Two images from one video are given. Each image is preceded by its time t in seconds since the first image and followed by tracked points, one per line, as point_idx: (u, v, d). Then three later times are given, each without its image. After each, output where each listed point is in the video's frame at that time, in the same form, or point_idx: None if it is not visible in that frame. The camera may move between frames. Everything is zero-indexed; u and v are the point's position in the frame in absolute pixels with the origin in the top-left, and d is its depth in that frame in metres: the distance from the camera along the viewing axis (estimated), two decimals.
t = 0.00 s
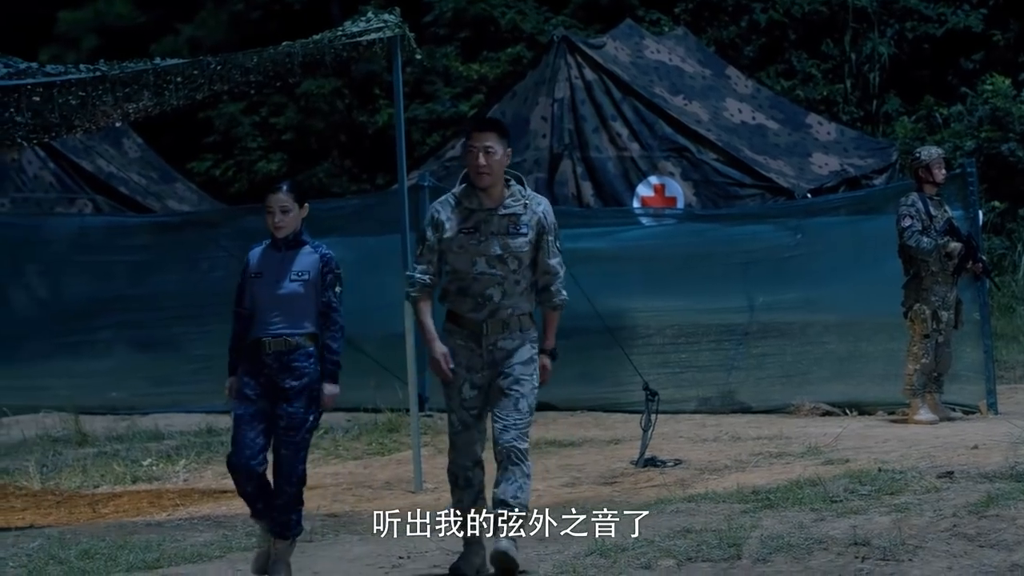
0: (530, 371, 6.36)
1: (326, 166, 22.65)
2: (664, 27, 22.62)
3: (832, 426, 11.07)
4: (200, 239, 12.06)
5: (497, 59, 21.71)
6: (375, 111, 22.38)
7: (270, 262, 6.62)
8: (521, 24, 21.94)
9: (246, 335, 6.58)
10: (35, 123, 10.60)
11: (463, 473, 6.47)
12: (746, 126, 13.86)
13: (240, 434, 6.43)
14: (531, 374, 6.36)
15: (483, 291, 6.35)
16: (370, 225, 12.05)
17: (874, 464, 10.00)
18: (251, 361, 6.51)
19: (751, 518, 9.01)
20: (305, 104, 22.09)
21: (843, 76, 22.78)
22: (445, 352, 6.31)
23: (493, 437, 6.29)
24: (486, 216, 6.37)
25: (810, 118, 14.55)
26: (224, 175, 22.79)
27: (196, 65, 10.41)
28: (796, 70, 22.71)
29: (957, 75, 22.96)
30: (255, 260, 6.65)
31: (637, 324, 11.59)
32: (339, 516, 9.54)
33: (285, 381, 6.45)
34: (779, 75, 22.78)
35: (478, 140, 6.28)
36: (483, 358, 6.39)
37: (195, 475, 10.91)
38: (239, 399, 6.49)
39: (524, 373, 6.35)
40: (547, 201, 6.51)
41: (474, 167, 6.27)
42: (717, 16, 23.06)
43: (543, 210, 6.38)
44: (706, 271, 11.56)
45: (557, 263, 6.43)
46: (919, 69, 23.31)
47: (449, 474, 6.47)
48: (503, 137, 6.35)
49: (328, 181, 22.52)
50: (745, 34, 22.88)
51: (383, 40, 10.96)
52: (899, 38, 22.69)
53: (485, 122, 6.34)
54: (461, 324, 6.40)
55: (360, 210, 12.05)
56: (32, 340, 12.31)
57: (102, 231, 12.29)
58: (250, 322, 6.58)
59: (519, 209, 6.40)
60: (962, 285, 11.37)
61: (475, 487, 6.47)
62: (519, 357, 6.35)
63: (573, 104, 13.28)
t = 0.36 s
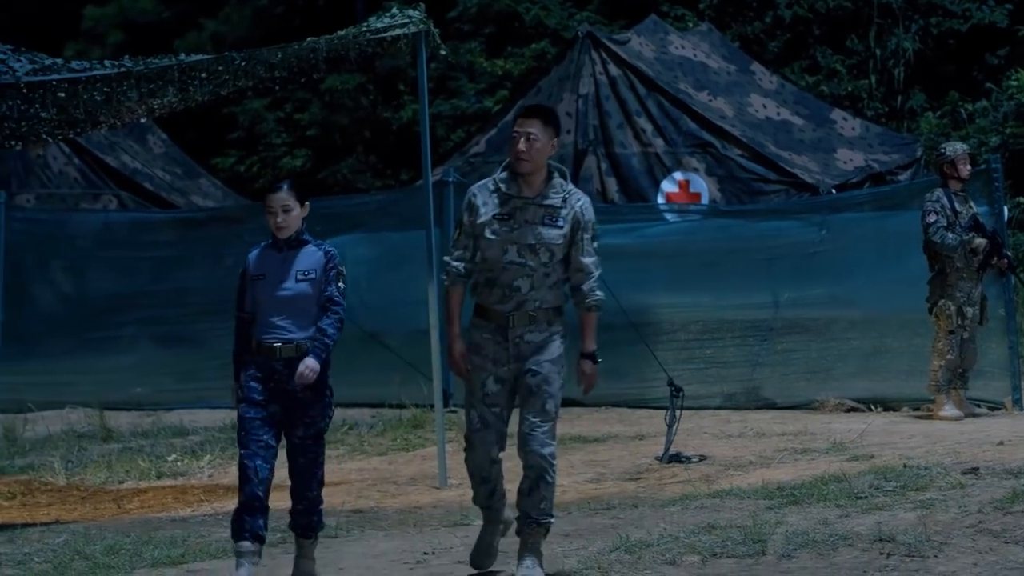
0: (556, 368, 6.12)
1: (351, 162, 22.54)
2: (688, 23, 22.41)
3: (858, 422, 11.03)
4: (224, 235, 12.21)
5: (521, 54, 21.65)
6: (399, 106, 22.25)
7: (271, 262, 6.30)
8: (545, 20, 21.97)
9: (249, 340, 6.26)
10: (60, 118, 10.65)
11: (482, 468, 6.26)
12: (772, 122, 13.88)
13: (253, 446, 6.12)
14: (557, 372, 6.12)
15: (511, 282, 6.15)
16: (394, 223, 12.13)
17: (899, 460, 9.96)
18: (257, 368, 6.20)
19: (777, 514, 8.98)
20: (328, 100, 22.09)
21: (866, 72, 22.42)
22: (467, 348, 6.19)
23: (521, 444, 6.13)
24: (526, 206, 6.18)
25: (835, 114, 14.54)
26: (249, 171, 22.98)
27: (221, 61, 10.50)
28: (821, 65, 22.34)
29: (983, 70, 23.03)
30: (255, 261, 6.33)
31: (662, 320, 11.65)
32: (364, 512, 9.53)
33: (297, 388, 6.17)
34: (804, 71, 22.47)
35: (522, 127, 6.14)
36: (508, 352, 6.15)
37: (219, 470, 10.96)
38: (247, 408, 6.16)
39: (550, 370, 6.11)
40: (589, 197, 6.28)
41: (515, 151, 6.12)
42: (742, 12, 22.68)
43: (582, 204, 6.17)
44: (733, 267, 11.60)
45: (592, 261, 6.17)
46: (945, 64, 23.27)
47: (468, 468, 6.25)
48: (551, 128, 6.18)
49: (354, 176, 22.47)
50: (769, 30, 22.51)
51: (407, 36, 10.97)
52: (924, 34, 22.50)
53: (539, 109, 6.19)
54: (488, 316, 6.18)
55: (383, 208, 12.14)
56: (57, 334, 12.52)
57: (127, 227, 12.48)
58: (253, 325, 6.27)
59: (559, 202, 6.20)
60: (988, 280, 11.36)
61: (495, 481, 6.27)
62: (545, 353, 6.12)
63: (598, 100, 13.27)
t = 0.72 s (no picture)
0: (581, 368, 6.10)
1: (379, 161, 22.36)
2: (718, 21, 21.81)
3: (886, 421, 11.05)
4: (249, 230, 12.50)
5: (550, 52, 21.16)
6: (428, 105, 22.06)
7: (273, 258, 6.44)
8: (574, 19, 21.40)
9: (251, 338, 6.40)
10: (89, 117, 10.69)
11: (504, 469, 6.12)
12: (801, 121, 13.89)
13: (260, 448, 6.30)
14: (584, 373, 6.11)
15: (535, 280, 6.08)
16: (423, 222, 12.28)
17: (927, 458, 9.94)
18: (260, 367, 6.34)
19: (805, 513, 8.98)
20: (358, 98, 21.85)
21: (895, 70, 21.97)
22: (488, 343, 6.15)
23: (552, 447, 6.16)
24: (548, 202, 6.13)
25: (864, 113, 14.52)
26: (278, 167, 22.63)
27: (250, 61, 10.53)
28: (850, 64, 21.92)
29: (1011, 68, 22.48)
30: (253, 256, 6.45)
31: (692, 318, 11.79)
32: (393, 511, 9.51)
33: (301, 386, 6.32)
34: (833, 70, 21.97)
35: (541, 123, 6.14)
36: (534, 350, 6.10)
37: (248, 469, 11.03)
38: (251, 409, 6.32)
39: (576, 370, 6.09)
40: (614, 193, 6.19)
41: (533, 145, 6.10)
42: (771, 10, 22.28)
43: (604, 198, 6.09)
44: (763, 267, 11.69)
45: (616, 255, 6.03)
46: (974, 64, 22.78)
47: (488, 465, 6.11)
48: (571, 124, 6.16)
49: (381, 176, 22.26)
50: (798, 28, 22.16)
51: (436, 35, 11.01)
52: (953, 32, 22.09)
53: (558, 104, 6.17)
54: (513, 314, 6.12)
55: (410, 207, 12.29)
56: (86, 332, 12.79)
57: (155, 225, 12.72)
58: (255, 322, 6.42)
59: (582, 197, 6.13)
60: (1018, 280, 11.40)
61: (513, 479, 6.04)
62: (571, 353, 6.08)
63: (626, 99, 13.33)
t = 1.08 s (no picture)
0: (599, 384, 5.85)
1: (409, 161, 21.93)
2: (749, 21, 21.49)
3: (916, 421, 11.12)
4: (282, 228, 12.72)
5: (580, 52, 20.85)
6: (457, 104, 21.53)
7: (292, 265, 6.31)
8: (604, 19, 21.07)
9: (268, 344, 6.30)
10: (120, 117, 10.67)
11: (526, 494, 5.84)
12: (831, 120, 14.03)
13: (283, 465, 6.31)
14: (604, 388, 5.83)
15: (547, 294, 5.80)
16: (453, 221, 12.44)
17: (958, 458, 9.93)
18: (277, 379, 6.27)
19: (835, 512, 8.98)
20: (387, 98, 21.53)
21: (927, 69, 21.73)
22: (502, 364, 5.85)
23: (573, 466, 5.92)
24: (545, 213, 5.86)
25: (894, 112, 14.58)
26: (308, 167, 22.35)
27: (280, 60, 10.47)
28: (880, 63, 21.62)
29: None
30: (272, 260, 6.30)
31: (723, 317, 11.95)
32: (423, 510, 9.52)
33: (318, 398, 6.25)
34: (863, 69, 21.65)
35: (529, 134, 5.85)
36: (553, 368, 5.82)
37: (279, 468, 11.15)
38: (272, 422, 6.30)
39: (597, 386, 5.83)
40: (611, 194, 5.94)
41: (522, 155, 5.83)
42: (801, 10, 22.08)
43: (604, 201, 5.83)
44: (793, 268, 11.91)
45: (620, 261, 5.81)
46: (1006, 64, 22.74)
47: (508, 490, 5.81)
48: (560, 130, 5.88)
49: (412, 176, 21.81)
50: (829, 28, 21.86)
51: (466, 34, 11.04)
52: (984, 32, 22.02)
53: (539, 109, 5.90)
54: (529, 331, 5.83)
55: (441, 206, 12.45)
56: (119, 331, 12.91)
57: (186, 224, 12.92)
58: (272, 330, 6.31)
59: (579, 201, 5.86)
60: None
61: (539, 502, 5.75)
62: (591, 369, 5.83)
63: (657, 98, 13.53)
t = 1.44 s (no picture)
0: (607, 367, 5.74)
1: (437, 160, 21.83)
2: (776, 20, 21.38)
3: (945, 421, 11.11)
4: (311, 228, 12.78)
5: (609, 52, 20.70)
6: (486, 104, 21.42)
7: (315, 264, 6.16)
8: (633, 18, 20.94)
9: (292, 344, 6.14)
10: (149, 116, 10.71)
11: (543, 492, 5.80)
12: (860, 119, 14.05)
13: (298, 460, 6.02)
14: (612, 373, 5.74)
15: (557, 285, 5.79)
16: (481, 221, 12.52)
17: (987, 458, 9.88)
18: (302, 377, 6.08)
19: (864, 512, 8.95)
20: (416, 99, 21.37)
21: (956, 69, 21.61)
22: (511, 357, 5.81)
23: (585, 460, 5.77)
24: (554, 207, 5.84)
25: (924, 112, 14.53)
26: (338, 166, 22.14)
27: (311, 59, 10.50)
28: (909, 63, 21.55)
29: None
30: (297, 261, 6.19)
31: (752, 317, 12.00)
32: (451, 510, 9.53)
33: (342, 397, 6.04)
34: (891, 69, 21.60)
35: (536, 135, 5.74)
36: (560, 360, 5.79)
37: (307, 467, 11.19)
38: (291, 417, 6.06)
39: (603, 369, 5.73)
40: (620, 183, 5.93)
41: (537, 163, 5.75)
42: (829, 10, 21.96)
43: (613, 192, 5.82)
44: (820, 268, 11.93)
45: (637, 247, 5.80)
46: None
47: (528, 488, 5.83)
48: (565, 126, 5.78)
49: (441, 175, 21.70)
50: (858, 27, 21.67)
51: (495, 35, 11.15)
52: (1014, 32, 21.84)
53: (544, 111, 5.74)
54: (536, 323, 5.82)
55: (469, 206, 12.54)
56: (149, 330, 13.02)
57: (215, 223, 12.97)
58: (296, 329, 6.15)
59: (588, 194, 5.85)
60: None
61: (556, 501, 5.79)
62: (601, 357, 5.74)
63: (685, 98, 13.63)
